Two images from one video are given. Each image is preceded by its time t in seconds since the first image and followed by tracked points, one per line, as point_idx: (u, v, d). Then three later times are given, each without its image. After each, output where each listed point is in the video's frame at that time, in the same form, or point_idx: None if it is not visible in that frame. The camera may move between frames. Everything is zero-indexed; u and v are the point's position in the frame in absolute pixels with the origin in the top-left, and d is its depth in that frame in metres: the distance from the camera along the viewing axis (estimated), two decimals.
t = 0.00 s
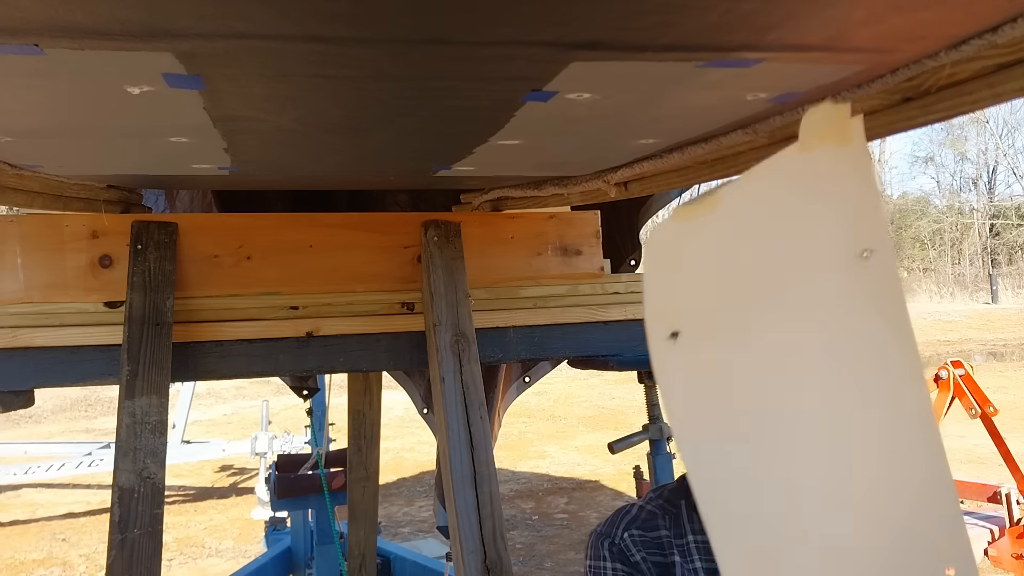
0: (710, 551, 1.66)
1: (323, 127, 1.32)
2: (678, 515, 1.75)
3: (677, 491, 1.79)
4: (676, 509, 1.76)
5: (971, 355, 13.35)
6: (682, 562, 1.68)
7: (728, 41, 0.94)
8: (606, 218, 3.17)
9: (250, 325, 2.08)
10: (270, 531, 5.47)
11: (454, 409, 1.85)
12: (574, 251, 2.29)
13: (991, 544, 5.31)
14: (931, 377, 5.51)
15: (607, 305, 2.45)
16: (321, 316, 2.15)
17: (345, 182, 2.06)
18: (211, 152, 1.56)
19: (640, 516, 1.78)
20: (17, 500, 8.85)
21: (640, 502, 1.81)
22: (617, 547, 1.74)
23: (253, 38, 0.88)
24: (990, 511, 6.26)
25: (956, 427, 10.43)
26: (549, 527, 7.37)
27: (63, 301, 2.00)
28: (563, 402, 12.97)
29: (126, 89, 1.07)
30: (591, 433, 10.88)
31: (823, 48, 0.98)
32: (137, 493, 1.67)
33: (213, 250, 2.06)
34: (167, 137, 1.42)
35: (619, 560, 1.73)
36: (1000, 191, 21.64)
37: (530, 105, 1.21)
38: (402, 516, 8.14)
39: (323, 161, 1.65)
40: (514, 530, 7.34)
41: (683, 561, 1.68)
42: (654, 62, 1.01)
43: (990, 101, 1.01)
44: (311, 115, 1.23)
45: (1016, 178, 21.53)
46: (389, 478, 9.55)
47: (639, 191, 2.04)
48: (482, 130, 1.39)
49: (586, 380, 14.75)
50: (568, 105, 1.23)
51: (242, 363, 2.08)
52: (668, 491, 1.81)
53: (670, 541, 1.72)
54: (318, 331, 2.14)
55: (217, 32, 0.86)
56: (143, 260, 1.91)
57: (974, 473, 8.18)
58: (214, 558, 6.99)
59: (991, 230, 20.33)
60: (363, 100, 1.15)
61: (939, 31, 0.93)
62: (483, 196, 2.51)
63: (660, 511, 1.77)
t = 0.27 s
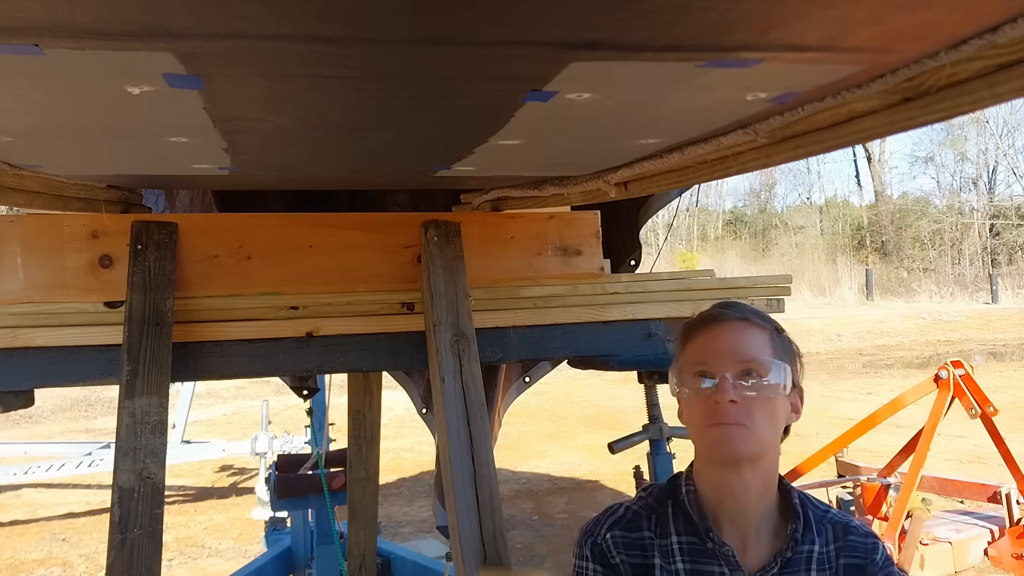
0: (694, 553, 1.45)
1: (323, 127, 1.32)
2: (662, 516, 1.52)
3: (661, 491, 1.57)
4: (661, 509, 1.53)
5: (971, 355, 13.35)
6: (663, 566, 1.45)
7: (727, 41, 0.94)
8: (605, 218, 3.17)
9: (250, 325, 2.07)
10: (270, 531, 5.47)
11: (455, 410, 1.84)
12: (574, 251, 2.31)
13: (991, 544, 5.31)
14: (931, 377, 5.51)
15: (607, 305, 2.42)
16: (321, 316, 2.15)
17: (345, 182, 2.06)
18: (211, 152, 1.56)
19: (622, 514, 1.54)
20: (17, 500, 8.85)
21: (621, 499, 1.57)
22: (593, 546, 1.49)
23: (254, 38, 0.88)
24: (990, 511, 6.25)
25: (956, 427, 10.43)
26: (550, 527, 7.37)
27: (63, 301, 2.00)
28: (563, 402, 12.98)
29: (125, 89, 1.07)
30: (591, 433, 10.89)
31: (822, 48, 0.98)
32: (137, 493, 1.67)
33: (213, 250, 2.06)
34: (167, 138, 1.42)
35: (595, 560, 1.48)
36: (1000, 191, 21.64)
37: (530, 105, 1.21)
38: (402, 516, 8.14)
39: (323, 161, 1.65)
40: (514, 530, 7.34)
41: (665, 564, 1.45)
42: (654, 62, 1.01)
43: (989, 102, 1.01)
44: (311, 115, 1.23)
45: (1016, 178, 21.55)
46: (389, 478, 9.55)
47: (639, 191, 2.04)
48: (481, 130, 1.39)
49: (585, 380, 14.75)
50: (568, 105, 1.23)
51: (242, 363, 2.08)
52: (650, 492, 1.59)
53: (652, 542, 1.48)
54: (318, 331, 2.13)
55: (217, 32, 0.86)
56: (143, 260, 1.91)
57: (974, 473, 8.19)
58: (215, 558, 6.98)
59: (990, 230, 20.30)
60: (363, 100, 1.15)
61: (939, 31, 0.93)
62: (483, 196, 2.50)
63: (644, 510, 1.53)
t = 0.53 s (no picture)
0: (685, 553, 1.58)
1: (324, 127, 1.32)
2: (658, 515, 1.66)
3: (662, 492, 1.71)
4: (659, 508, 1.67)
5: (971, 355, 13.34)
6: (653, 563, 1.59)
7: (727, 41, 0.94)
8: (605, 219, 3.17)
9: (250, 325, 2.07)
10: (270, 531, 5.47)
11: (454, 410, 1.84)
12: (574, 251, 2.31)
13: (991, 544, 5.31)
14: (930, 377, 5.51)
15: (607, 305, 2.41)
16: (321, 316, 2.15)
17: (345, 182, 2.06)
18: (211, 152, 1.56)
19: (619, 511, 1.69)
20: (17, 500, 8.85)
21: (622, 498, 1.72)
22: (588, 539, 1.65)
23: (254, 38, 0.88)
24: (990, 510, 6.25)
25: (956, 427, 10.43)
26: (550, 527, 7.37)
27: (63, 301, 2.00)
28: (563, 402, 12.97)
29: (125, 89, 1.07)
30: (591, 433, 10.88)
31: (822, 48, 0.98)
32: (137, 493, 1.67)
33: (213, 250, 2.06)
34: (167, 138, 1.42)
35: (587, 554, 1.64)
36: (1000, 191, 21.63)
37: (531, 105, 1.21)
38: (402, 516, 8.14)
39: (323, 161, 1.65)
40: (514, 530, 7.34)
41: (654, 561, 1.58)
42: (654, 62, 1.01)
43: (990, 101, 1.01)
44: (311, 115, 1.23)
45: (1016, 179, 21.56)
46: (389, 478, 9.54)
47: (639, 191, 2.04)
48: (481, 130, 1.39)
49: (585, 380, 14.75)
50: (568, 105, 1.23)
51: (242, 362, 2.08)
52: (652, 493, 1.73)
53: (644, 540, 1.63)
54: (318, 331, 2.13)
55: (217, 32, 0.86)
56: (143, 260, 1.91)
57: (974, 473, 8.19)
58: (215, 558, 6.98)
59: (991, 230, 20.27)
60: (364, 100, 1.15)
61: (939, 31, 0.93)
62: (483, 195, 2.51)
63: (641, 510, 1.68)
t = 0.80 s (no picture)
0: (686, 553, 1.59)
1: (324, 128, 1.32)
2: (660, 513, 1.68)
3: (667, 491, 1.72)
4: (662, 506, 1.68)
5: (971, 355, 13.34)
6: (652, 562, 1.61)
7: (727, 41, 0.94)
8: (605, 219, 3.18)
9: (250, 325, 2.07)
10: (270, 531, 5.47)
11: (454, 409, 1.85)
12: (574, 251, 2.31)
13: (991, 544, 5.31)
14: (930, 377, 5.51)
15: (607, 305, 2.41)
16: (321, 316, 2.15)
17: (344, 182, 2.06)
18: (211, 153, 1.56)
19: (621, 508, 1.70)
20: (17, 500, 8.84)
21: (626, 496, 1.73)
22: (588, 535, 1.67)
23: (254, 39, 0.88)
24: (990, 511, 6.24)
25: (956, 427, 10.43)
26: (550, 527, 7.36)
27: (63, 301, 2.00)
28: (563, 402, 12.97)
29: (126, 89, 1.08)
30: (591, 433, 10.88)
31: (822, 48, 0.98)
32: (137, 493, 1.67)
33: (214, 250, 2.06)
34: (167, 138, 1.42)
35: (586, 549, 1.66)
36: (1000, 191, 21.65)
37: (531, 105, 1.21)
38: (402, 516, 8.14)
39: (323, 161, 1.65)
40: (514, 530, 7.34)
41: (652, 560, 1.60)
42: (654, 62, 1.01)
43: (989, 101, 1.01)
44: (311, 115, 1.23)
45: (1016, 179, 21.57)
46: (389, 478, 9.54)
47: (639, 191, 2.04)
48: (481, 131, 1.39)
49: (585, 380, 14.75)
50: (568, 106, 1.23)
51: (243, 362, 2.08)
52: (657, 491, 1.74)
53: (644, 538, 1.64)
54: (318, 331, 2.13)
55: (218, 32, 0.86)
56: (144, 260, 1.91)
57: (974, 473, 8.19)
58: (215, 558, 6.98)
59: (990, 230, 20.27)
60: (364, 100, 1.15)
61: (938, 31, 0.93)
62: (483, 196, 2.51)
63: (644, 507, 1.69)
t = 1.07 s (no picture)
0: (687, 554, 1.63)
1: (324, 128, 1.32)
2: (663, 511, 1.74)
3: (675, 492, 1.77)
4: (668, 506, 1.74)
5: (971, 355, 13.34)
6: (652, 559, 1.66)
7: (727, 41, 0.94)
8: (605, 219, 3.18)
9: (250, 325, 2.07)
10: (270, 531, 5.47)
11: (454, 408, 1.85)
12: (573, 251, 2.31)
13: (991, 544, 5.30)
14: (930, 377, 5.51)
15: (606, 305, 2.41)
16: (321, 316, 2.15)
17: (345, 183, 2.06)
18: (211, 153, 1.56)
19: (624, 506, 1.77)
20: (17, 500, 8.84)
21: (630, 494, 1.80)
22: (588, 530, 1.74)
23: (254, 38, 0.88)
24: (990, 511, 6.24)
25: (955, 427, 10.42)
26: (550, 527, 7.36)
27: (63, 301, 2.00)
28: (563, 402, 12.97)
29: (126, 89, 1.08)
30: (591, 433, 10.88)
31: (822, 48, 0.98)
32: (137, 493, 1.67)
33: (214, 250, 2.06)
34: (167, 138, 1.42)
35: (584, 545, 1.73)
36: (999, 191, 21.65)
37: (531, 105, 1.21)
38: (402, 516, 8.13)
39: (323, 162, 1.65)
40: (514, 530, 7.33)
41: (651, 558, 1.65)
42: (655, 62, 1.01)
43: (989, 102, 1.01)
44: (311, 115, 1.23)
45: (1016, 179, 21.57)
46: (389, 478, 9.54)
47: (639, 191, 2.04)
48: (481, 131, 1.39)
49: (585, 380, 14.74)
50: (568, 106, 1.23)
51: (243, 362, 2.08)
52: (664, 492, 1.80)
53: (644, 537, 1.70)
54: (318, 331, 2.13)
55: (217, 32, 0.86)
56: (143, 260, 1.91)
57: (974, 473, 8.19)
58: (215, 558, 6.98)
59: (990, 230, 20.26)
60: (364, 100, 1.15)
61: (938, 31, 0.93)
62: (482, 196, 2.51)
63: (647, 507, 1.75)
